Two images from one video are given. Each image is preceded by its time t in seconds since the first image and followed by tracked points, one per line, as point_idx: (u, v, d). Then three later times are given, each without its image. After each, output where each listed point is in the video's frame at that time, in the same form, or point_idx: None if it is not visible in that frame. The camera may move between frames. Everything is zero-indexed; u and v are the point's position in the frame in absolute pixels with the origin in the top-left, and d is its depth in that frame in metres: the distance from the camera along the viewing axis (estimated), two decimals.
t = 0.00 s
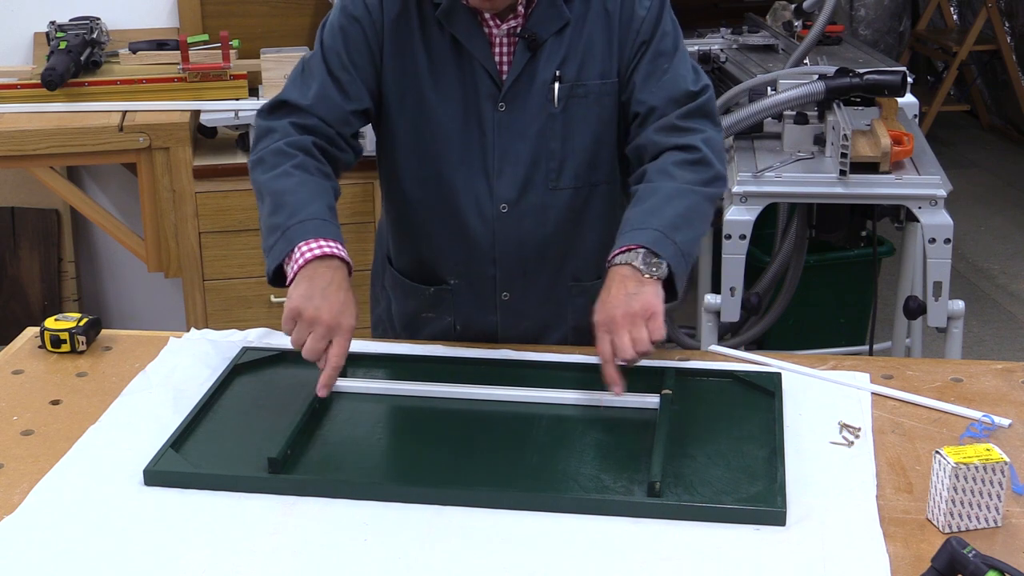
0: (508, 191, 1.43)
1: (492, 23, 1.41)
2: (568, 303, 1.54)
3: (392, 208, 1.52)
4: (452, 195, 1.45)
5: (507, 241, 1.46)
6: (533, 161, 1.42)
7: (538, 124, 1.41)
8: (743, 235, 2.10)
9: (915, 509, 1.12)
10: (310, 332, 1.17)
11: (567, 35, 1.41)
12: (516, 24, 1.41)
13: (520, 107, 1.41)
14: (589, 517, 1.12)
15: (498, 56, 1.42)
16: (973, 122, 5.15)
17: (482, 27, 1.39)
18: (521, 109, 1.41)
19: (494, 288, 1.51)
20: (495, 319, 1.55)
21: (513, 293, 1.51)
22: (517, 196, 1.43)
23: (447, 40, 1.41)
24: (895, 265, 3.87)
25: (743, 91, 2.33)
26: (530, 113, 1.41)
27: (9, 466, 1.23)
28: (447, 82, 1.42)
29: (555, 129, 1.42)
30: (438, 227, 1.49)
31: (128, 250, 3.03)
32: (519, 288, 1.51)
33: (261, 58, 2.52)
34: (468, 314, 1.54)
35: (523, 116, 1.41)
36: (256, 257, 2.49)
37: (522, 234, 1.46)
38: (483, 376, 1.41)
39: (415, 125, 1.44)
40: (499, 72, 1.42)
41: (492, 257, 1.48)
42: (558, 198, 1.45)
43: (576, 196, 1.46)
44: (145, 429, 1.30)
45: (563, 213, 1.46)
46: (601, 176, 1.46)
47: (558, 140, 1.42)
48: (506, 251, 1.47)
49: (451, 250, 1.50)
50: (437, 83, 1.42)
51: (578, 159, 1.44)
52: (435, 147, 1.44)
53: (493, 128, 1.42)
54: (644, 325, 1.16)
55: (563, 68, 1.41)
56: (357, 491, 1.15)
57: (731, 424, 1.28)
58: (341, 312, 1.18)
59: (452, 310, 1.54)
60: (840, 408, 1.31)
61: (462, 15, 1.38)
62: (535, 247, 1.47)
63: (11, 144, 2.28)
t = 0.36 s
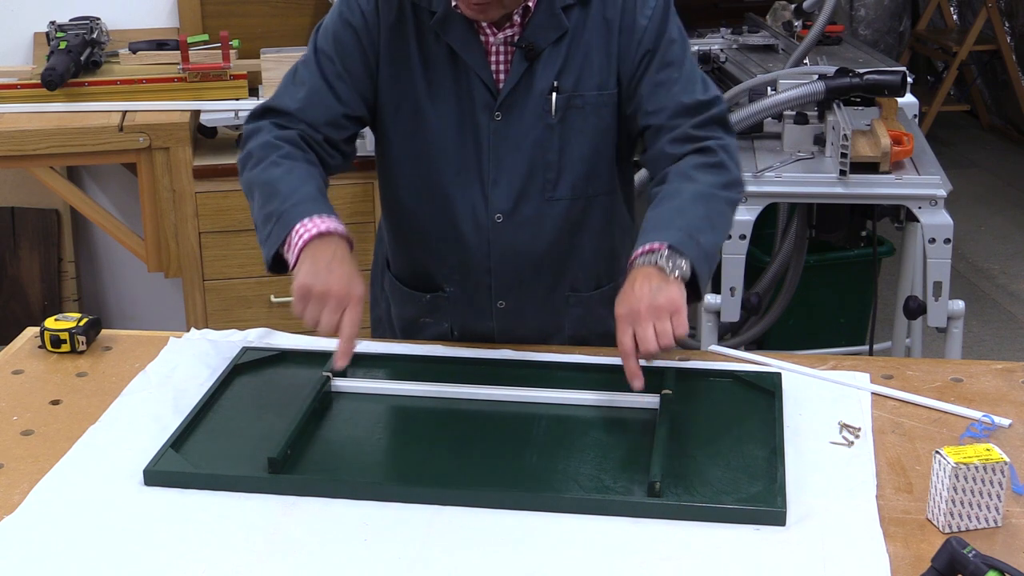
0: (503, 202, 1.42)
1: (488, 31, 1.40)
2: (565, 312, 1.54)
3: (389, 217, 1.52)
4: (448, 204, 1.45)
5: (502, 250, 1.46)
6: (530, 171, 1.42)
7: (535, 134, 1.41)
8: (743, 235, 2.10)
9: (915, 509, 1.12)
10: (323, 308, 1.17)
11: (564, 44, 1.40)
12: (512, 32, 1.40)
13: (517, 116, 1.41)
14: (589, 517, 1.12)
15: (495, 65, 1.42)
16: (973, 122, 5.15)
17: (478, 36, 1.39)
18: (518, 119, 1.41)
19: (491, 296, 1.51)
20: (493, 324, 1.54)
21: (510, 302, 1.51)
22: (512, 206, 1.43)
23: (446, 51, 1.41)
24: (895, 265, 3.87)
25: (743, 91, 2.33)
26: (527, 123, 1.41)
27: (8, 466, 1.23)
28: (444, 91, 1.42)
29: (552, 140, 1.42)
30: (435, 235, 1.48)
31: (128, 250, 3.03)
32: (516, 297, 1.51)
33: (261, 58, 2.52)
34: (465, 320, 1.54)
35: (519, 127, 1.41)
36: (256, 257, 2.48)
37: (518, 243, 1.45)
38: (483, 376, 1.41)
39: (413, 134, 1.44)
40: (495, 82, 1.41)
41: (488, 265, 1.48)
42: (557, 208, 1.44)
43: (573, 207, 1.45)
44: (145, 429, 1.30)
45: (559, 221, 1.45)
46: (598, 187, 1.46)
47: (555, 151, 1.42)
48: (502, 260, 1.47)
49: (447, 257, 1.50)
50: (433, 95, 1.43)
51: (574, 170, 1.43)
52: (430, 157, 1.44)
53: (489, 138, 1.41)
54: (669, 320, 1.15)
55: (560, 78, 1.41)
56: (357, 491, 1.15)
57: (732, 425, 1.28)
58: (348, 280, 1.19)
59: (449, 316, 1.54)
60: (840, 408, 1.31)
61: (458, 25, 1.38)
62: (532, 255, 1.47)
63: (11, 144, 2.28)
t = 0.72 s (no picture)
0: (504, 203, 1.42)
1: (487, 32, 1.40)
2: (566, 315, 1.53)
3: (389, 220, 1.51)
4: (450, 205, 1.45)
5: (504, 251, 1.45)
6: (532, 172, 1.42)
7: (537, 136, 1.41)
8: (743, 235, 2.10)
9: (915, 509, 1.12)
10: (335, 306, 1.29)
11: (566, 45, 1.40)
12: (511, 33, 1.40)
13: (517, 118, 1.41)
14: (589, 517, 1.12)
15: (495, 65, 1.42)
16: (973, 122, 5.15)
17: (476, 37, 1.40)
18: (520, 120, 1.41)
19: (491, 297, 1.50)
20: (494, 325, 1.53)
21: (511, 303, 1.50)
22: (514, 208, 1.43)
23: (446, 54, 1.41)
24: (895, 264, 3.87)
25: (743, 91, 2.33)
26: (530, 124, 1.41)
27: (8, 466, 1.23)
28: (444, 93, 1.42)
29: (555, 140, 1.42)
30: (435, 237, 1.48)
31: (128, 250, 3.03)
32: (516, 299, 1.50)
33: (261, 58, 2.52)
34: (466, 323, 1.53)
35: (520, 128, 1.41)
36: (256, 257, 2.49)
37: (519, 244, 1.45)
38: (483, 376, 1.41)
39: (412, 136, 1.44)
40: (495, 83, 1.42)
41: (489, 267, 1.47)
42: (557, 210, 1.44)
43: (573, 208, 1.45)
44: (145, 428, 1.30)
45: (559, 222, 1.45)
46: (599, 188, 1.46)
47: (557, 152, 1.42)
48: (503, 261, 1.46)
49: (448, 260, 1.48)
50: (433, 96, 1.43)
51: (576, 171, 1.43)
52: (430, 159, 1.44)
53: (490, 140, 1.41)
54: (665, 308, 1.25)
55: (563, 79, 1.41)
56: (356, 491, 1.15)
57: (732, 425, 1.28)
58: (358, 280, 1.28)
59: (451, 318, 1.53)
60: (840, 408, 1.31)
61: (461, 26, 1.39)
62: (533, 257, 1.46)
63: (11, 144, 2.28)
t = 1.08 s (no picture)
0: (504, 200, 1.42)
1: (485, 30, 1.41)
2: (567, 313, 1.53)
3: (388, 218, 1.51)
4: (450, 204, 1.44)
5: (504, 249, 1.45)
6: (531, 169, 1.42)
7: (536, 133, 1.41)
8: (743, 235, 2.10)
9: (915, 509, 1.12)
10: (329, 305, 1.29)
11: (564, 43, 1.41)
12: (510, 31, 1.40)
13: (515, 115, 1.41)
14: (588, 517, 1.12)
15: (493, 64, 1.42)
16: (973, 122, 5.15)
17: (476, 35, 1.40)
18: (519, 118, 1.41)
19: (491, 296, 1.49)
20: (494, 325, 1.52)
21: (511, 302, 1.50)
22: (513, 205, 1.43)
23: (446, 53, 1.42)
24: (895, 264, 3.88)
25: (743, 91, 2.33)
26: (528, 122, 1.41)
27: (8, 466, 1.23)
28: (444, 89, 1.42)
29: (554, 138, 1.42)
30: (435, 235, 1.48)
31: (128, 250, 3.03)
32: (517, 298, 1.49)
33: (261, 58, 2.52)
34: (467, 322, 1.52)
35: (518, 125, 1.41)
36: (257, 257, 2.49)
37: (518, 242, 1.45)
38: (483, 376, 1.41)
39: (411, 135, 1.44)
40: (493, 81, 1.42)
41: (489, 265, 1.47)
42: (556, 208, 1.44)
43: (573, 206, 1.45)
44: (145, 428, 1.30)
45: (559, 220, 1.45)
46: (598, 186, 1.46)
47: (556, 149, 1.42)
48: (504, 259, 1.46)
49: (448, 258, 1.48)
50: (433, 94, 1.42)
51: (576, 169, 1.44)
52: (429, 156, 1.44)
53: (489, 137, 1.41)
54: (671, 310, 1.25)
55: (561, 77, 1.41)
56: (356, 491, 1.15)
57: (731, 425, 1.28)
58: (347, 281, 1.28)
59: (451, 317, 1.53)
60: (840, 408, 1.31)
61: (460, 24, 1.39)
62: (533, 255, 1.46)
63: (11, 144, 2.28)
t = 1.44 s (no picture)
0: (508, 197, 1.42)
1: (490, 26, 1.42)
2: (569, 310, 1.53)
3: (390, 215, 1.51)
4: (453, 201, 1.44)
5: (506, 246, 1.45)
6: (535, 166, 1.42)
7: (540, 130, 1.41)
8: (743, 235, 2.10)
9: (915, 509, 1.12)
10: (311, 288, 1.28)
11: (568, 39, 1.41)
12: (514, 28, 1.42)
13: (520, 112, 1.41)
14: (589, 517, 1.12)
15: (497, 61, 1.43)
16: (973, 122, 5.15)
17: (478, 31, 1.40)
18: (523, 114, 1.41)
19: (494, 294, 1.49)
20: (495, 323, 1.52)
21: (514, 299, 1.50)
22: (517, 201, 1.43)
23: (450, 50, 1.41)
24: (895, 264, 3.88)
25: (743, 91, 2.33)
26: (532, 119, 1.41)
27: (8, 466, 1.23)
28: (447, 86, 1.42)
29: (558, 134, 1.42)
30: (437, 233, 1.47)
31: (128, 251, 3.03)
32: (520, 295, 1.49)
33: (261, 58, 2.52)
34: (469, 320, 1.52)
35: (523, 122, 1.41)
36: (256, 257, 2.49)
37: (521, 239, 1.45)
38: (482, 376, 1.41)
39: (414, 132, 1.43)
40: (497, 78, 1.42)
41: (492, 262, 1.46)
42: (559, 205, 1.44)
43: (576, 203, 1.45)
44: (145, 428, 1.30)
45: (562, 216, 1.45)
46: (602, 182, 1.46)
47: (560, 146, 1.42)
48: (506, 256, 1.46)
49: (451, 256, 1.48)
50: (437, 91, 1.42)
51: (579, 166, 1.44)
52: (432, 154, 1.43)
53: (493, 134, 1.41)
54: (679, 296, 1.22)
55: (566, 73, 1.41)
56: (356, 491, 1.15)
57: (731, 424, 1.28)
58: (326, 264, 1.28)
59: (453, 315, 1.53)
60: (840, 408, 1.31)
61: (464, 20, 1.39)
62: (536, 253, 1.46)
63: (11, 144, 2.28)
